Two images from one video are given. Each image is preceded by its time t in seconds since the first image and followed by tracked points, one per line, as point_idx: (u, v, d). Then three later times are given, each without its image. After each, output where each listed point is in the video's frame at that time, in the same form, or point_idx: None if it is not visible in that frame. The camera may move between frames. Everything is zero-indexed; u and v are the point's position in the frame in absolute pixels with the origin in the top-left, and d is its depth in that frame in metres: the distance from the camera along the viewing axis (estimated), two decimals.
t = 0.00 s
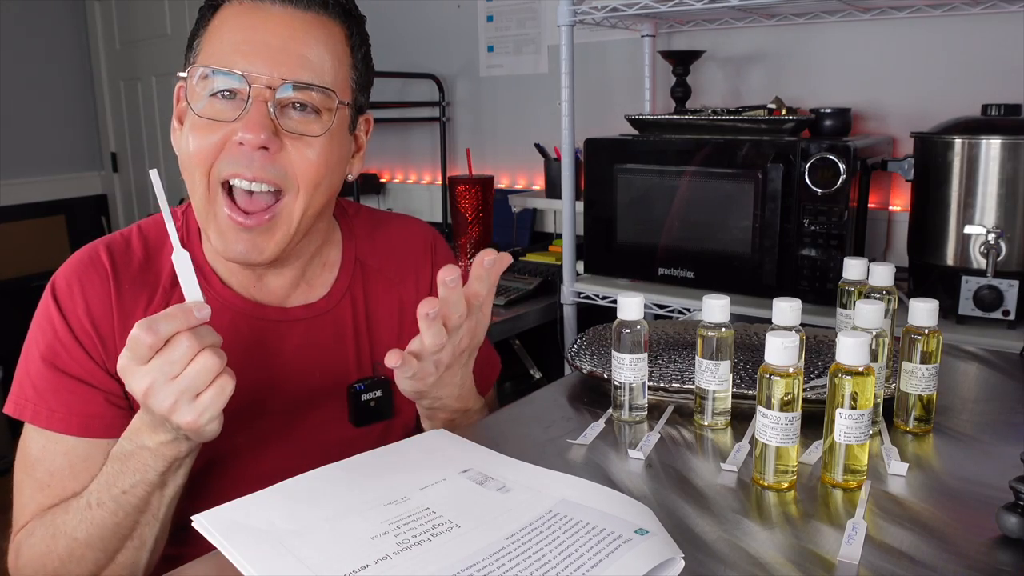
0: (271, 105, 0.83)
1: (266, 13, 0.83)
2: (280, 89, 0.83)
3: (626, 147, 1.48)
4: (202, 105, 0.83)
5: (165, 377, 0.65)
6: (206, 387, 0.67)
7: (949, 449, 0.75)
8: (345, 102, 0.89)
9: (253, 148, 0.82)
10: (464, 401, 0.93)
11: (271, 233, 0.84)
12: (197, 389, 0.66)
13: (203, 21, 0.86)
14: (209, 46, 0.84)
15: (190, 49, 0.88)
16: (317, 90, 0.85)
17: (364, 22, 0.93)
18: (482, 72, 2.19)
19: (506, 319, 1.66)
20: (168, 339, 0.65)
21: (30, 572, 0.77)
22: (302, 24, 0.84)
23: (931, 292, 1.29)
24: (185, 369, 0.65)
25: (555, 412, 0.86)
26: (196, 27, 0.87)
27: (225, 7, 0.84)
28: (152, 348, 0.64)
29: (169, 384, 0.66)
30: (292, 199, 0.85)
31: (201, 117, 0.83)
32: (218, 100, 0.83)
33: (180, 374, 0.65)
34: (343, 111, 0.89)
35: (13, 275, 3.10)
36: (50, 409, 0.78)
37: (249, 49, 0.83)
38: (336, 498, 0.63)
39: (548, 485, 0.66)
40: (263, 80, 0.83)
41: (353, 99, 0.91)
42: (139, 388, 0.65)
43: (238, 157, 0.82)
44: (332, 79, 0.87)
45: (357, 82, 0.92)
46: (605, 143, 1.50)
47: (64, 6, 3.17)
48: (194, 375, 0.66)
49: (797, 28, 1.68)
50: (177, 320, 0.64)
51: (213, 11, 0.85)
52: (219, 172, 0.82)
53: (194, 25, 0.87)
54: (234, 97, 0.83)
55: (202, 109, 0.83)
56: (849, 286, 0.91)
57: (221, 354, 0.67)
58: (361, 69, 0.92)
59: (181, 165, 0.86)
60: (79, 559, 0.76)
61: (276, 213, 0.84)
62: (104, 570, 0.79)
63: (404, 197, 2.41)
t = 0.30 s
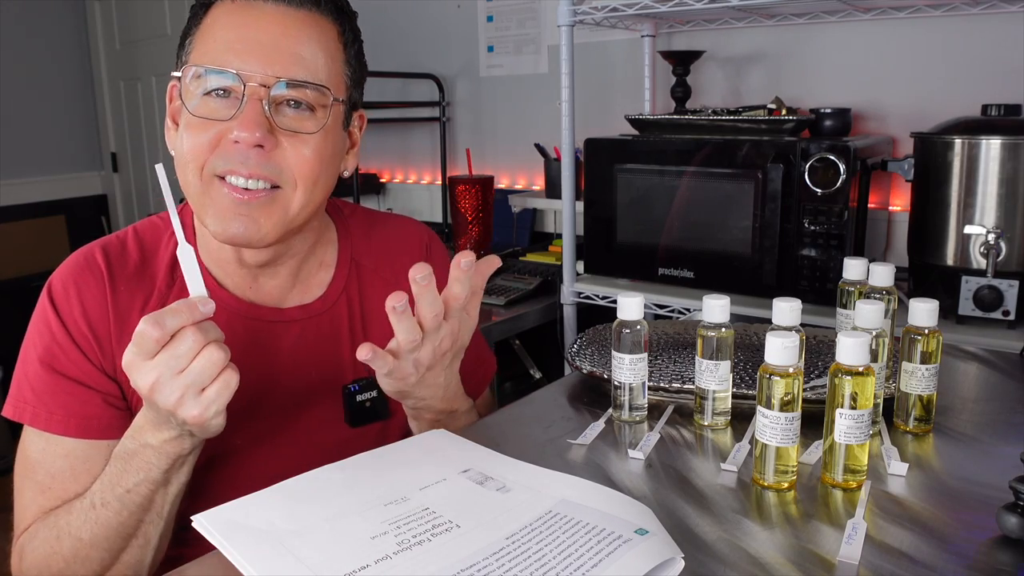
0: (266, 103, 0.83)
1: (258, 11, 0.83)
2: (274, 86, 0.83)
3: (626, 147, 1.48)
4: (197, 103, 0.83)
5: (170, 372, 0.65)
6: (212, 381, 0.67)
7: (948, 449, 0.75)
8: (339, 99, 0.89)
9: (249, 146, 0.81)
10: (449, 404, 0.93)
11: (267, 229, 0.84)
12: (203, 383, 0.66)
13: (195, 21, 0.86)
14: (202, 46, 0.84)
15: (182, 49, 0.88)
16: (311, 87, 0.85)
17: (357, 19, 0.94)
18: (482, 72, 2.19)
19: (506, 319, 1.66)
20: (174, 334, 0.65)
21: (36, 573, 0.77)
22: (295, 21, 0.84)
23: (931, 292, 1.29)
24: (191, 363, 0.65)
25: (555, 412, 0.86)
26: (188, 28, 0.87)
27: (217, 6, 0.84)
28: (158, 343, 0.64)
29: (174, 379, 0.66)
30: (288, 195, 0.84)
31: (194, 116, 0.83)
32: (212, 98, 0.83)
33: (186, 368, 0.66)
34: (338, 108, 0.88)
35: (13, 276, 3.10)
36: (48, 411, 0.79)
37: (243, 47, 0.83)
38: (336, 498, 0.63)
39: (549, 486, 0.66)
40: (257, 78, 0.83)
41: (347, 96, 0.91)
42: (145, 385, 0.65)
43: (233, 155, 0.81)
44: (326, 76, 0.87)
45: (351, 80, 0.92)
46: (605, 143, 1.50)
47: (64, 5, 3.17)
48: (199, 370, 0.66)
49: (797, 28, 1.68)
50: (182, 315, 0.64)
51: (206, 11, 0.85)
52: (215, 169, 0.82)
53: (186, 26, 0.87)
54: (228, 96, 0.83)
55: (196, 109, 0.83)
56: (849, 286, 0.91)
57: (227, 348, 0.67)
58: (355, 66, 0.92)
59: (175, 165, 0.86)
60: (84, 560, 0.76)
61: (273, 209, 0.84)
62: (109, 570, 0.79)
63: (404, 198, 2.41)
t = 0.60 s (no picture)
0: (266, 103, 0.83)
1: (257, 12, 0.83)
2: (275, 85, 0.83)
3: (626, 147, 1.48)
4: (197, 104, 0.83)
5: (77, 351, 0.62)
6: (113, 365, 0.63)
7: (948, 449, 0.75)
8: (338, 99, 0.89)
9: (250, 146, 0.81)
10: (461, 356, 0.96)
11: (270, 228, 0.84)
12: (107, 362, 0.62)
13: (193, 21, 0.86)
14: (202, 46, 0.84)
15: (180, 50, 0.88)
16: (310, 87, 0.85)
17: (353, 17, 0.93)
18: (482, 72, 2.19)
19: (506, 319, 1.66)
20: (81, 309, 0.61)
21: None
22: (293, 21, 0.84)
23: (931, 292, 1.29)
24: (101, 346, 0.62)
25: (555, 411, 0.86)
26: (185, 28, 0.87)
27: (215, 7, 0.84)
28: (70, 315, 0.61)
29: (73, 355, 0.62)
30: (289, 194, 0.84)
31: (195, 116, 0.83)
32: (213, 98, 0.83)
33: (89, 345, 0.61)
34: (338, 106, 0.88)
35: (13, 276, 3.10)
36: (32, 401, 0.79)
37: (241, 47, 0.83)
38: (336, 498, 0.63)
39: (547, 484, 0.66)
40: (257, 78, 0.83)
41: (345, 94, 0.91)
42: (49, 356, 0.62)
43: (235, 155, 0.81)
44: (324, 75, 0.87)
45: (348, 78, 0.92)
46: (605, 143, 1.50)
47: (64, 6, 3.17)
48: (104, 351, 0.62)
49: (797, 28, 1.68)
50: (89, 291, 0.60)
51: (204, 10, 0.85)
52: (217, 169, 0.82)
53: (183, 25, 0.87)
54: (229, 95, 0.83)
55: (197, 109, 0.83)
56: (849, 286, 0.91)
57: (134, 331, 0.62)
58: (352, 64, 0.92)
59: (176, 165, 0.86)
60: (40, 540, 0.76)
61: (275, 208, 0.84)
62: (56, 557, 0.78)
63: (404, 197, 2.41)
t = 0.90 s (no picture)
0: (279, 121, 0.82)
1: (263, 26, 0.81)
2: (285, 104, 0.82)
3: (626, 147, 1.48)
4: (202, 121, 0.80)
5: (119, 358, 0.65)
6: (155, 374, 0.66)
7: (948, 449, 0.75)
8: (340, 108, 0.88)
9: (264, 166, 0.81)
10: (472, 368, 0.98)
11: (282, 244, 0.84)
12: (148, 371, 0.66)
13: (186, 31, 0.82)
14: (202, 59, 0.81)
15: (172, 57, 0.84)
16: (318, 102, 0.84)
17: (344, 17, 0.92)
18: (482, 72, 2.19)
19: (506, 319, 1.66)
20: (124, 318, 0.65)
21: (10, 555, 0.78)
22: (298, 34, 0.82)
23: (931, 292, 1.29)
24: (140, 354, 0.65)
25: (555, 412, 0.86)
26: (177, 35, 0.83)
27: (215, 17, 0.81)
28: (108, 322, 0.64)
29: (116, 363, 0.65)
30: (298, 206, 0.85)
31: (200, 133, 0.81)
32: (219, 116, 0.80)
33: (132, 354, 0.65)
34: (340, 116, 0.88)
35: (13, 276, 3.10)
36: (37, 401, 0.79)
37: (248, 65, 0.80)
38: (336, 498, 0.63)
39: (547, 484, 0.66)
40: (268, 97, 0.81)
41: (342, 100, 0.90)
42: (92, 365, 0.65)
43: (249, 174, 0.81)
44: (328, 88, 0.86)
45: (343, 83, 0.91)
46: (605, 143, 1.50)
47: (65, 6, 3.17)
48: (145, 359, 0.65)
49: (797, 28, 1.68)
50: (134, 300, 0.64)
51: (201, 18, 0.81)
52: (228, 189, 0.81)
53: (174, 31, 0.83)
54: (238, 115, 0.80)
55: (201, 126, 0.80)
56: (849, 286, 0.91)
57: (176, 341, 0.66)
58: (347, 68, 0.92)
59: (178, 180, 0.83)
60: (60, 539, 0.76)
61: (286, 224, 0.84)
62: (76, 554, 0.78)
63: (404, 198, 2.41)
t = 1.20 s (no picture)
0: (314, 136, 0.80)
1: (285, 41, 0.79)
2: (316, 118, 0.80)
3: (626, 147, 1.48)
4: (236, 145, 0.78)
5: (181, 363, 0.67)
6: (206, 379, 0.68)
7: (948, 449, 0.75)
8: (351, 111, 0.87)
9: (304, 183, 0.80)
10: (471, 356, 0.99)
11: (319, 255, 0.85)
12: (208, 375, 0.67)
13: (197, 51, 0.79)
14: (224, 80, 0.78)
15: (182, 79, 0.81)
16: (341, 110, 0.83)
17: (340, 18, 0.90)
18: (482, 72, 2.19)
19: (506, 319, 1.66)
20: (191, 322, 0.67)
21: (26, 556, 0.78)
22: (316, 45, 0.81)
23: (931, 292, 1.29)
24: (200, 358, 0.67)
25: (555, 412, 0.86)
26: (186, 53, 0.80)
27: (231, 35, 0.78)
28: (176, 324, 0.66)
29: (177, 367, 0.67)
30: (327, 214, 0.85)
31: (233, 156, 0.79)
32: (254, 140, 0.78)
33: (194, 358, 0.67)
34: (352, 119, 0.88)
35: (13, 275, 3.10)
36: (40, 402, 0.79)
37: (276, 83, 0.78)
38: (337, 498, 0.63)
39: (546, 484, 0.66)
40: (302, 114, 0.79)
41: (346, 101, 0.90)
42: (151, 368, 0.67)
43: (289, 192, 0.80)
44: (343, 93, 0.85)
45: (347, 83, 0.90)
46: (605, 143, 1.50)
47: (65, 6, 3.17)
48: (207, 363, 0.67)
49: (797, 28, 1.68)
50: (201, 306, 0.67)
51: (215, 37, 0.79)
52: (267, 208, 0.81)
53: (180, 49, 0.80)
54: (273, 134, 0.79)
55: (236, 149, 0.79)
56: (849, 286, 0.91)
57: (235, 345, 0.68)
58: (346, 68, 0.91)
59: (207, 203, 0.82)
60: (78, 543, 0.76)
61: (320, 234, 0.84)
62: (94, 557, 0.78)
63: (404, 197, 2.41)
